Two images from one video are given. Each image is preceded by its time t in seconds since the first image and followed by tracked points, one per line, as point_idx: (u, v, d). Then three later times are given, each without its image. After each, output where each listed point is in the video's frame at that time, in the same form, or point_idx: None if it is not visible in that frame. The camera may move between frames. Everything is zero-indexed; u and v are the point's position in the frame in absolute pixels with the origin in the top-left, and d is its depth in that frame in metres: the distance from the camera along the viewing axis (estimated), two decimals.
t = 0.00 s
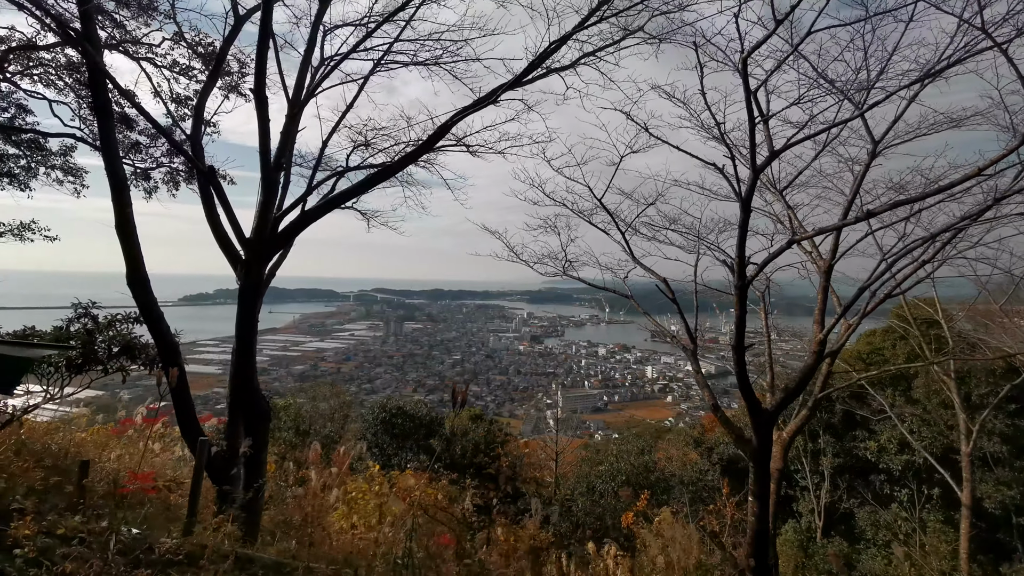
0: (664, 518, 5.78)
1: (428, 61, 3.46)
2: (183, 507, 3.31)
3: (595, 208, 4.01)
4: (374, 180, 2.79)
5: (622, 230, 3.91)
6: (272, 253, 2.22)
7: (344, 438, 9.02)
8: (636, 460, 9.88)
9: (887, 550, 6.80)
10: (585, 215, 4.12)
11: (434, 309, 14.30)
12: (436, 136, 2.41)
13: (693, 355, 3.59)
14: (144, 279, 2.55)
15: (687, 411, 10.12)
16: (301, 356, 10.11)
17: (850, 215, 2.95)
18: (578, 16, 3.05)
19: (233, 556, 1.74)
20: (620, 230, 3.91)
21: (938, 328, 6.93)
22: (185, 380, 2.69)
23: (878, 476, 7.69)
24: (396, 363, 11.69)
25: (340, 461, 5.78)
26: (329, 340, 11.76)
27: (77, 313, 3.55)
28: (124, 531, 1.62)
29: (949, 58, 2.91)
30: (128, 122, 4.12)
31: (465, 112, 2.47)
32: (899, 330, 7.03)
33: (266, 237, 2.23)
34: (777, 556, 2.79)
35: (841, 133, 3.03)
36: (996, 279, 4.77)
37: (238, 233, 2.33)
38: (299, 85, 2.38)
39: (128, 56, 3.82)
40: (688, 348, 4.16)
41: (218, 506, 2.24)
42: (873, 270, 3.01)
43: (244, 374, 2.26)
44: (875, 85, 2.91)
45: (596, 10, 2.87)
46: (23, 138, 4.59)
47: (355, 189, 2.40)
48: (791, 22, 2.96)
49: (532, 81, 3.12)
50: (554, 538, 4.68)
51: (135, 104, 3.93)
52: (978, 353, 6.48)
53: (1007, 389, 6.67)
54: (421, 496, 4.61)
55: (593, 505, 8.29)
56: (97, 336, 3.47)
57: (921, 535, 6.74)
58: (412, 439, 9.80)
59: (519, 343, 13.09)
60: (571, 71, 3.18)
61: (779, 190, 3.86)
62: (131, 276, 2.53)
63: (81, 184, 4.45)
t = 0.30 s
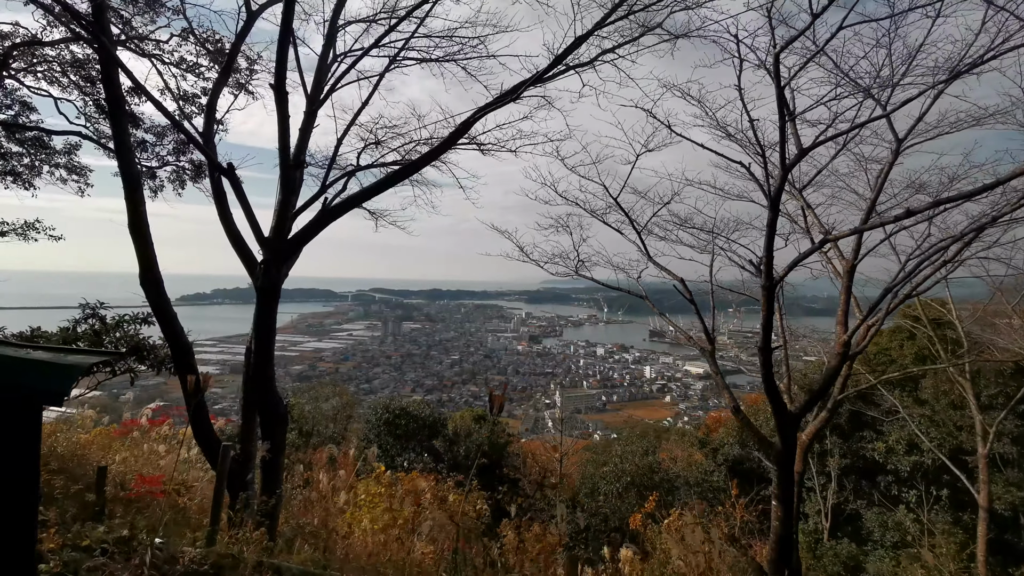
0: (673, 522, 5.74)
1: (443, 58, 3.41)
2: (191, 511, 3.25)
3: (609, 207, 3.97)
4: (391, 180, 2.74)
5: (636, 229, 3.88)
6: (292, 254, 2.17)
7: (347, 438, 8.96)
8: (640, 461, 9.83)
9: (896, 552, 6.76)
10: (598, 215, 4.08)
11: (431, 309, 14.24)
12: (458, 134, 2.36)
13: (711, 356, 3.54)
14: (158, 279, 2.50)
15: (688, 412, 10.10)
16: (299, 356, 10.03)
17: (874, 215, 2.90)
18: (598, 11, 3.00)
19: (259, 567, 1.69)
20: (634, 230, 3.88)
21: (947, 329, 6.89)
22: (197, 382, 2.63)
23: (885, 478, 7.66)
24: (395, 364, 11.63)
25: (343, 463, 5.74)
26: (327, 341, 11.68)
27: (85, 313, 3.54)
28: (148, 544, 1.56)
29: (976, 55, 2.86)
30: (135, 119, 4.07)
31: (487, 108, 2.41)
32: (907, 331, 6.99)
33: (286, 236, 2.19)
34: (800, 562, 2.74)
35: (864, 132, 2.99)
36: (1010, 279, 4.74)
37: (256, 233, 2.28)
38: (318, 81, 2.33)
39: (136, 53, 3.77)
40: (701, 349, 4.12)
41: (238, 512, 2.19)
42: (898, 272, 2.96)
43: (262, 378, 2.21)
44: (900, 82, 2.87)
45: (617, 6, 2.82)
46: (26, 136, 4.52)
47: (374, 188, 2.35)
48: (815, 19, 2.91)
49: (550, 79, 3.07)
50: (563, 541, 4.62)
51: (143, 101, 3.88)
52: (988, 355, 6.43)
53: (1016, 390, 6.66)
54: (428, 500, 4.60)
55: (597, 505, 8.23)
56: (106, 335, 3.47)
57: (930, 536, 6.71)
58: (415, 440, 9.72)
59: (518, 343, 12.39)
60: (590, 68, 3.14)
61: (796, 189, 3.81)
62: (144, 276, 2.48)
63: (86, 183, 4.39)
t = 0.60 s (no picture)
0: (678, 523, 5.72)
1: (453, 57, 3.39)
2: (198, 514, 3.20)
3: (618, 207, 3.94)
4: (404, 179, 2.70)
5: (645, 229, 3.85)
6: (305, 253, 2.12)
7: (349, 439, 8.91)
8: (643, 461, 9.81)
9: (901, 552, 6.76)
10: (607, 214, 4.05)
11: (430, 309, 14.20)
12: (474, 132, 2.33)
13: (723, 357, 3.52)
14: (168, 280, 2.47)
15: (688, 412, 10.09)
16: (298, 357, 9.95)
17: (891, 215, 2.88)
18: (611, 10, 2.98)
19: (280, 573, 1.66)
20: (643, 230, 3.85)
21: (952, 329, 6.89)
22: (207, 385, 2.60)
23: (889, 479, 7.64)
24: (393, 364, 11.56)
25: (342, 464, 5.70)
26: (326, 340, 11.61)
27: (91, 314, 3.50)
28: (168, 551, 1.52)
29: (993, 55, 2.84)
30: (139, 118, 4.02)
31: (504, 106, 2.38)
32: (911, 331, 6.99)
33: (299, 236, 2.14)
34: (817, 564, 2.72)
35: (878, 131, 2.97)
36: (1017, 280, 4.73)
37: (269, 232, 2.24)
38: (332, 78, 2.29)
39: (142, 51, 3.73)
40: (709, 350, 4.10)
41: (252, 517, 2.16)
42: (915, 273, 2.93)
43: (275, 381, 2.16)
44: (916, 82, 2.85)
45: (631, 4, 2.80)
46: (28, 135, 4.48)
47: (388, 187, 2.31)
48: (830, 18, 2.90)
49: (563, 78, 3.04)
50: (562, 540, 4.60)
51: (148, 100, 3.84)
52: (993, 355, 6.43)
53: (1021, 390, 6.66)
54: (431, 501, 4.63)
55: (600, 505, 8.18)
56: (112, 336, 3.44)
57: (935, 537, 6.69)
58: (416, 440, 9.67)
59: (517, 343, 12.35)
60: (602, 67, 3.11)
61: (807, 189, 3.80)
62: (154, 277, 2.44)
63: (89, 183, 4.34)
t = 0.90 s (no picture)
0: (686, 526, 5.67)
1: (463, 53, 3.32)
2: (204, 519, 3.14)
3: (629, 207, 3.88)
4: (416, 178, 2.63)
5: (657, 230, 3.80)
6: (318, 255, 2.04)
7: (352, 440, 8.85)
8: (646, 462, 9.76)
9: (908, 554, 6.72)
10: (619, 214, 3.99)
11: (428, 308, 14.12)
12: (491, 130, 2.26)
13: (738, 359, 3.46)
14: (175, 281, 2.40)
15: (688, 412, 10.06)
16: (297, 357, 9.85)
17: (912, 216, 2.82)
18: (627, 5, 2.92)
19: None
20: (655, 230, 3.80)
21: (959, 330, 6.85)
22: (215, 388, 2.53)
23: (895, 480, 7.61)
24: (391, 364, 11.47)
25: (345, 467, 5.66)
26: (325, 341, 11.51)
27: (94, 315, 3.43)
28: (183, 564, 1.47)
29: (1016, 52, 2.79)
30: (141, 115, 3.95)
31: (521, 104, 2.31)
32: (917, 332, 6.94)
33: (312, 236, 2.06)
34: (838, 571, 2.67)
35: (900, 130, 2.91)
36: None
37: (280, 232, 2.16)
38: (343, 72, 2.21)
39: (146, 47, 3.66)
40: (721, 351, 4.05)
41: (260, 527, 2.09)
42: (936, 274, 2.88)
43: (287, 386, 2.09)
44: (939, 79, 2.78)
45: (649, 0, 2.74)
46: (27, 133, 4.39)
47: (403, 186, 2.24)
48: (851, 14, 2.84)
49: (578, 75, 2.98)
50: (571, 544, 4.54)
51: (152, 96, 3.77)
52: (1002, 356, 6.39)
53: None
54: (435, 503, 4.59)
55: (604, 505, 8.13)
56: (115, 337, 3.36)
57: (943, 538, 6.65)
58: (418, 442, 9.60)
59: (516, 343, 12.29)
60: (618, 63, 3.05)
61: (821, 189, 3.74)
62: (161, 279, 2.37)
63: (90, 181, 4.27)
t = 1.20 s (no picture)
0: (693, 528, 5.65)
1: (475, 51, 3.27)
2: (212, 524, 3.10)
3: (639, 207, 3.85)
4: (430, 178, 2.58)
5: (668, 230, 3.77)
6: (333, 255, 1.99)
7: (354, 441, 8.78)
8: (650, 463, 9.71)
9: (916, 556, 6.69)
10: (630, 214, 3.95)
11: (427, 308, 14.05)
12: (509, 128, 2.21)
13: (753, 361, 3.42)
14: (185, 282, 2.35)
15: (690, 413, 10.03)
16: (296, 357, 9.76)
17: (931, 217, 2.79)
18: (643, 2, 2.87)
19: None
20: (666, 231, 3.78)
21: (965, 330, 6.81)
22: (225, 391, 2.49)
23: (902, 482, 7.57)
24: (390, 364, 11.38)
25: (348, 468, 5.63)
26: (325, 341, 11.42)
27: (100, 316, 3.38)
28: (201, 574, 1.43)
29: None
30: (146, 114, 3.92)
31: (540, 101, 2.27)
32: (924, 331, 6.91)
33: (328, 237, 2.01)
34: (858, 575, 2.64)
35: (919, 129, 2.87)
36: None
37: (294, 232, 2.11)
38: (358, 69, 2.16)
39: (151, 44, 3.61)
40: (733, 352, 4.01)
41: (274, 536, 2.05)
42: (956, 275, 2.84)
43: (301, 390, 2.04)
44: (961, 78, 2.75)
45: None
46: (30, 132, 4.34)
47: (419, 185, 2.19)
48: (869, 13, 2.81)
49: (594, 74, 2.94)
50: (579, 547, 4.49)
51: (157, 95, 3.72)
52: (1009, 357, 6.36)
53: None
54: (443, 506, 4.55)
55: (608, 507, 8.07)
56: (120, 339, 3.30)
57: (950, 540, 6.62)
58: (420, 443, 9.55)
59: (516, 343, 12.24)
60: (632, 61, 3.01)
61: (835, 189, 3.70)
62: (171, 279, 2.33)
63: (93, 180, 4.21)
